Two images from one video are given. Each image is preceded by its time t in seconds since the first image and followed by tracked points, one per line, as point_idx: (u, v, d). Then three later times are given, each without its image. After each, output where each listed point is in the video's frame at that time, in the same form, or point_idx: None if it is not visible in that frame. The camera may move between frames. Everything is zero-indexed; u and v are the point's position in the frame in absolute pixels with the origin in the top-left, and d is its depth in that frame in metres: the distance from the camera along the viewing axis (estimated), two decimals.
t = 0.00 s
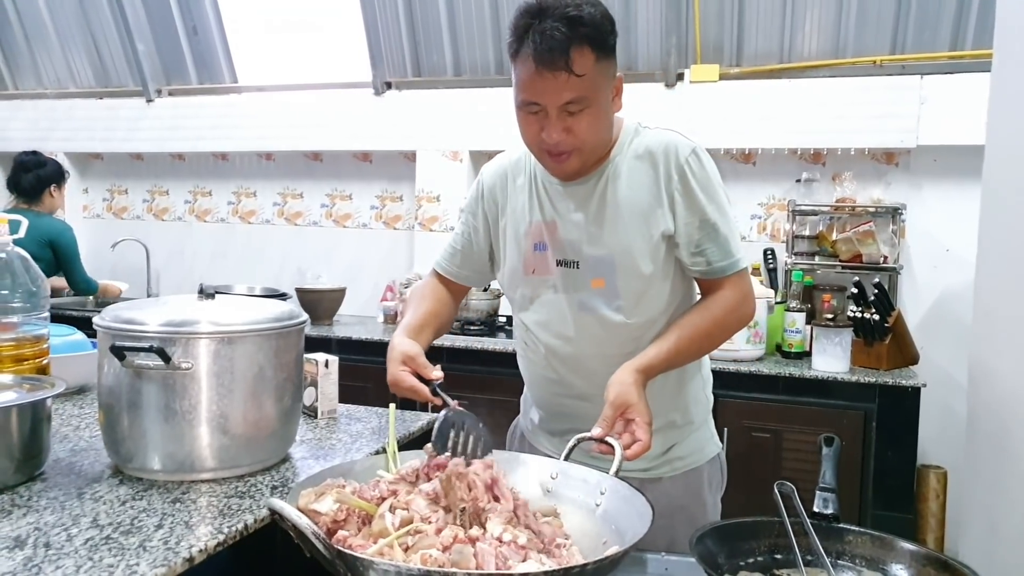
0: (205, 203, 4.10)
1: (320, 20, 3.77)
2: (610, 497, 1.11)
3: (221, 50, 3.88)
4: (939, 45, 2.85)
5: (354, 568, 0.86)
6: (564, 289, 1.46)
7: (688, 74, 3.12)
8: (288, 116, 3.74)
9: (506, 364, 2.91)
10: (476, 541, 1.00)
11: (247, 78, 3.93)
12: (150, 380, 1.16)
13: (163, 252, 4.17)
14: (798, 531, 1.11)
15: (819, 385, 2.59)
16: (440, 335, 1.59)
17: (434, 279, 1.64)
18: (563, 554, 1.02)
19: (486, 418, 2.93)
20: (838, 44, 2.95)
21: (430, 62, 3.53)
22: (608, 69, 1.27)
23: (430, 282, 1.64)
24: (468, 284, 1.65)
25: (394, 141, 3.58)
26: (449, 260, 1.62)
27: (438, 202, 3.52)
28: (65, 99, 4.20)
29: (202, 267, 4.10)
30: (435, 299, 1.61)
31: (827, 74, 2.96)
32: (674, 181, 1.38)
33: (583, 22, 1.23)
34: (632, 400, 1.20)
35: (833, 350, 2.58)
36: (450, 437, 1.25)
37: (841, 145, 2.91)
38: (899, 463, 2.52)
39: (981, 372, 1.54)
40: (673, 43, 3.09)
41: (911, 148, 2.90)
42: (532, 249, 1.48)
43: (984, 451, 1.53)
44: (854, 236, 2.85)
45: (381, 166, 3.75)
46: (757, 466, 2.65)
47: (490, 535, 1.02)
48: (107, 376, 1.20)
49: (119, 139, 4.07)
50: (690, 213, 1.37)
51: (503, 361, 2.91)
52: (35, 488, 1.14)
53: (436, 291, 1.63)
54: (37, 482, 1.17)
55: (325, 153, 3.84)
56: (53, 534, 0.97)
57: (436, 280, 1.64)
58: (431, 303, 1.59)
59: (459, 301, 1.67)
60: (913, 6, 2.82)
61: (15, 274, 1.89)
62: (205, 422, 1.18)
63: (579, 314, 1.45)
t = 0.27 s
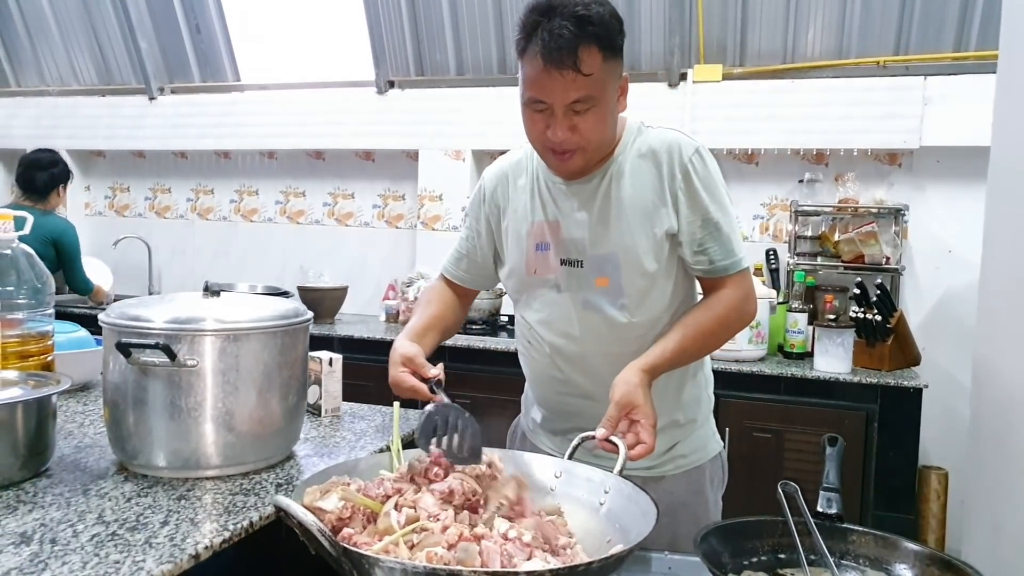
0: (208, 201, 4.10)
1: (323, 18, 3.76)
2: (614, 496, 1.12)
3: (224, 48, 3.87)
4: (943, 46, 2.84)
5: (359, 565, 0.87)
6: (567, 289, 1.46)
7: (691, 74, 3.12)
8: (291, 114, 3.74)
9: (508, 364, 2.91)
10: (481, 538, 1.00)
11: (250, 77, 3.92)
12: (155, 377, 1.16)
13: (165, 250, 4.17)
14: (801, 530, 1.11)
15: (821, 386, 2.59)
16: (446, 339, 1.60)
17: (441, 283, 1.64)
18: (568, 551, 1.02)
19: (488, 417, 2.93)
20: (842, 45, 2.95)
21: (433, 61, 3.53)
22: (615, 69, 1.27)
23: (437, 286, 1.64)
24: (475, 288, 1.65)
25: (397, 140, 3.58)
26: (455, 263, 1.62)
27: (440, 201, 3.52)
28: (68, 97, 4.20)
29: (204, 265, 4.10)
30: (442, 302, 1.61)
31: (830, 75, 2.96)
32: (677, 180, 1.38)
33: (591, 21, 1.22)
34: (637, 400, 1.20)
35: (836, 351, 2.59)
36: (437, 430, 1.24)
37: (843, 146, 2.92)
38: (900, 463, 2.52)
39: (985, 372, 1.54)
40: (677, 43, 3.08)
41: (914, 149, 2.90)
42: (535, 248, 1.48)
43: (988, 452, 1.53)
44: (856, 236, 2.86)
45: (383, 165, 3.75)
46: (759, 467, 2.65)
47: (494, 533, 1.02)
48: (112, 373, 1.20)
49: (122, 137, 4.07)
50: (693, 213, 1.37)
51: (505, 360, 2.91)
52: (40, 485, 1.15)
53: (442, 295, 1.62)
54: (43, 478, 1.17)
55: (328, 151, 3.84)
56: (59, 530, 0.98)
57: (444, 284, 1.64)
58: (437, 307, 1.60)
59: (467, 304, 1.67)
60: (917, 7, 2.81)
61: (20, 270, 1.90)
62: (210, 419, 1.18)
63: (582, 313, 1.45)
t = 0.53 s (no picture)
0: (210, 200, 4.10)
1: (326, 18, 3.76)
2: (617, 498, 1.12)
3: (227, 47, 3.88)
4: (946, 49, 2.84)
5: (363, 566, 0.87)
6: (572, 289, 1.46)
7: (694, 75, 3.12)
8: (294, 114, 3.74)
9: (509, 364, 2.91)
10: (485, 539, 1.00)
11: (253, 76, 3.93)
12: (160, 376, 1.16)
13: (167, 248, 4.17)
14: (803, 533, 1.11)
15: (823, 389, 2.59)
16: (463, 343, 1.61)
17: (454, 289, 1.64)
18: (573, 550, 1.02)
19: (489, 418, 2.93)
20: (845, 48, 2.95)
21: (436, 61, 3.52)
22: (625, 72, 1.27)
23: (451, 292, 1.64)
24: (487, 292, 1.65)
25: (399, 140, 3.58)
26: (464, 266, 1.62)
27: (443, 201, 3.52)
28: (72, 95, 4.21)
29: (206, 264, 4.11)
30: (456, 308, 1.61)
31: (833, 78, 2.96)
32: (686, 183, 1.38)
33: (602, 25, 1.23)
34: (641, 402, 1.20)
35: (837, 353, 2.59)
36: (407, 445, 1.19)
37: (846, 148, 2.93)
38: (901, 466, 2.54)
39: (988, 376, 1.54)
40: (680, 45, 3.08)
41: (917, 152, 2.91)
42: (541, 249, 1.48)
43: (990, 456, 1.53)
44: (858, 239, 2.86)
45: (386, 165, 3.76)
46: (760, 469, 2.65)
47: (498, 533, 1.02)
48: (117, 372, 1.20)
49: (125, 136, 4.08)
50: (700, 217, 1.38)
51: (506, 360, 2.91)
52: (44, 483, 1.15)
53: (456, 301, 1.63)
54: (47, 476, 1.18)
55: (330, 151, 3.84)
56: (64, 528, 0.98)
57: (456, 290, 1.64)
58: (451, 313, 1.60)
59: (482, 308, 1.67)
60: (921, 10, 2.81)
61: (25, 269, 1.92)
62: (214, 418, 1.18)
63: (586, 314, 1.45)
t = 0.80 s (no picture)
0: (213, 200, 4.11)
1: (330, 19, 3.77)
2: (621, 499, 1.12)
3: (231, 47, 3.89)
4: (950, 50, 2.84)
5: (369, 564, 0.87)
6: (586, 289, 1.46)
7: (697, 76, 3.12)
8: (298, 114, 3.75)
9: (512, 364, 2.91)
10: (489, 539, 1.00)
11: (256, 76, 3.93)
12: (166, 375, 1.17)
13: (170, 248, 4.18)
14: (808, 534, 1.11)
15: (826, 390, 2.59)
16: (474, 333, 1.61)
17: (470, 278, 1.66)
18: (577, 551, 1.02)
19: (492, 418, 2.94)
20: (849, 49, 2.95)
21: (439, 62, 3.53)
22: (651, 71, 1.26)
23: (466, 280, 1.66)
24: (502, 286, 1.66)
25: (403, 140, 3.59)
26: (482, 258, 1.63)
27: (445, 202, 3.53)
28: (77, 95, 4.22)
29: (209, 264, 4.11)
30: (471, 295, 1.63)
31: (836, 78, 2.96)
32: (707, 187, 1.37)
33: (629, 21, 1.22)
34: (646, 404, 1.20)
35: (841, 355, 2.59)
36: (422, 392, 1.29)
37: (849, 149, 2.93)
38: (904, 467, 2.60)
39: (993, 378, 1.54)
40: (683, 46, 3.09)
41: (920, 153, 2.91)
42: (557, 246, 1.48)
43: (995, 458, 1.53)
44: (862, 240, 2.87)
45: (389, 165, 3.76)
46: (763, 469, 2.65)
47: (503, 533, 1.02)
48: (123, 370, 1.21)
49: (129, 136, 4.09)
50: (720, 222, 1.37)
51: (509, 360, 2.91)
52: (52, 481, 1.15)
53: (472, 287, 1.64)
54: (54, 474, 1.18)
55: (333, 151, 3.85)
56: (72, 526, 0.98)
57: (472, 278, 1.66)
58: (465, 300, 1.61)
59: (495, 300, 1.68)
60: (924, 11, 2.81)
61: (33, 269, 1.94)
62: (219, 417, 1.18)
63: (598, 313, 1.45)
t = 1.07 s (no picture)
0: (216, 200, 4.12)
1: (334, 19, 3.78)
2: (624, 499, 1.12)
3: (234, 48, 3.89)
4: (954, 50, 2.83)
5: (373, 565, 0.87)
6: (605, 289, 1.47)
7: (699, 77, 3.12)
8: (301, 115, 3.76)
9: (515, 365, 2.92)
10: (493, 539, 1.01)
11: (260, 76, 3.94)
12: (170, 375, 1.17)
13: (173, 248, 4.19)
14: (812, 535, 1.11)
15: (829, 391, 2.59)
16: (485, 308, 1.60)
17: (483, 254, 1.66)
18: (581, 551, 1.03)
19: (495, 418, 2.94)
20: (852, 49, 2.94)
21: (442, 63, 3.53)
22: (701, 72, 1.25)
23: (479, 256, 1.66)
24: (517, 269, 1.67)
25: (405, 141, 3.60)
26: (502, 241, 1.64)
27: (448, 202, 3.54)
28: (80, 96, 4.23)
29: (212, 264, 4.12)
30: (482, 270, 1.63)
31: (839, 79, 2.96)
32: (736, 200, 1.36)
33: (684, 19, 1.21)
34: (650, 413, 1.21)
35: (844, 355, 2.58)
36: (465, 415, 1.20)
37: (852, 150, 2.92)
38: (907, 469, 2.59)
39: (997, 379, 1.54)
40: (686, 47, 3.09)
41: (923, 154, 2.90)
42: (579, 243, 1.49)
43: (999, 459, 1.53)
44: (865, 241, 2.87)
45: (392, 165, 3.77)
46: (766, 471, 2.65)
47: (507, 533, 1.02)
48: (128, 370, 1.21)
49: (133, 136, 4.10)
50: (746, 237, 1.36)
51: (512, 360, 2.92)
52: (57, 480, 1.16)
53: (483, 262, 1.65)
54: (59, 474, 1.19)
55: (336, 152, 3.85)
56: (77, 525, 0.99)
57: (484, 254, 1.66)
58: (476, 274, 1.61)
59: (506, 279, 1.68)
60: (928, 11, 2.81)
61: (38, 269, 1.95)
62: (223, 417, 1.19)
63: (614, 314, 1.46)
